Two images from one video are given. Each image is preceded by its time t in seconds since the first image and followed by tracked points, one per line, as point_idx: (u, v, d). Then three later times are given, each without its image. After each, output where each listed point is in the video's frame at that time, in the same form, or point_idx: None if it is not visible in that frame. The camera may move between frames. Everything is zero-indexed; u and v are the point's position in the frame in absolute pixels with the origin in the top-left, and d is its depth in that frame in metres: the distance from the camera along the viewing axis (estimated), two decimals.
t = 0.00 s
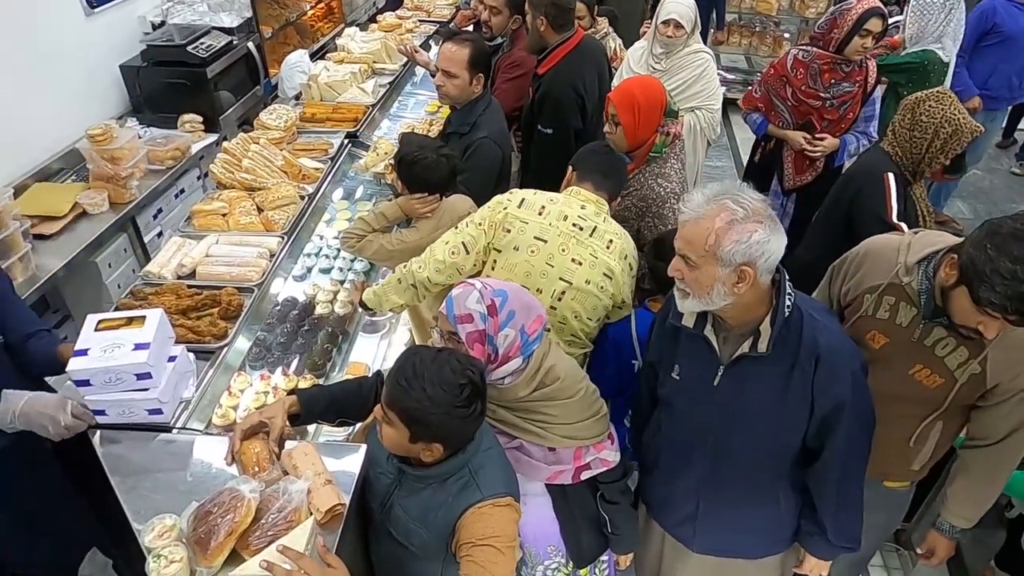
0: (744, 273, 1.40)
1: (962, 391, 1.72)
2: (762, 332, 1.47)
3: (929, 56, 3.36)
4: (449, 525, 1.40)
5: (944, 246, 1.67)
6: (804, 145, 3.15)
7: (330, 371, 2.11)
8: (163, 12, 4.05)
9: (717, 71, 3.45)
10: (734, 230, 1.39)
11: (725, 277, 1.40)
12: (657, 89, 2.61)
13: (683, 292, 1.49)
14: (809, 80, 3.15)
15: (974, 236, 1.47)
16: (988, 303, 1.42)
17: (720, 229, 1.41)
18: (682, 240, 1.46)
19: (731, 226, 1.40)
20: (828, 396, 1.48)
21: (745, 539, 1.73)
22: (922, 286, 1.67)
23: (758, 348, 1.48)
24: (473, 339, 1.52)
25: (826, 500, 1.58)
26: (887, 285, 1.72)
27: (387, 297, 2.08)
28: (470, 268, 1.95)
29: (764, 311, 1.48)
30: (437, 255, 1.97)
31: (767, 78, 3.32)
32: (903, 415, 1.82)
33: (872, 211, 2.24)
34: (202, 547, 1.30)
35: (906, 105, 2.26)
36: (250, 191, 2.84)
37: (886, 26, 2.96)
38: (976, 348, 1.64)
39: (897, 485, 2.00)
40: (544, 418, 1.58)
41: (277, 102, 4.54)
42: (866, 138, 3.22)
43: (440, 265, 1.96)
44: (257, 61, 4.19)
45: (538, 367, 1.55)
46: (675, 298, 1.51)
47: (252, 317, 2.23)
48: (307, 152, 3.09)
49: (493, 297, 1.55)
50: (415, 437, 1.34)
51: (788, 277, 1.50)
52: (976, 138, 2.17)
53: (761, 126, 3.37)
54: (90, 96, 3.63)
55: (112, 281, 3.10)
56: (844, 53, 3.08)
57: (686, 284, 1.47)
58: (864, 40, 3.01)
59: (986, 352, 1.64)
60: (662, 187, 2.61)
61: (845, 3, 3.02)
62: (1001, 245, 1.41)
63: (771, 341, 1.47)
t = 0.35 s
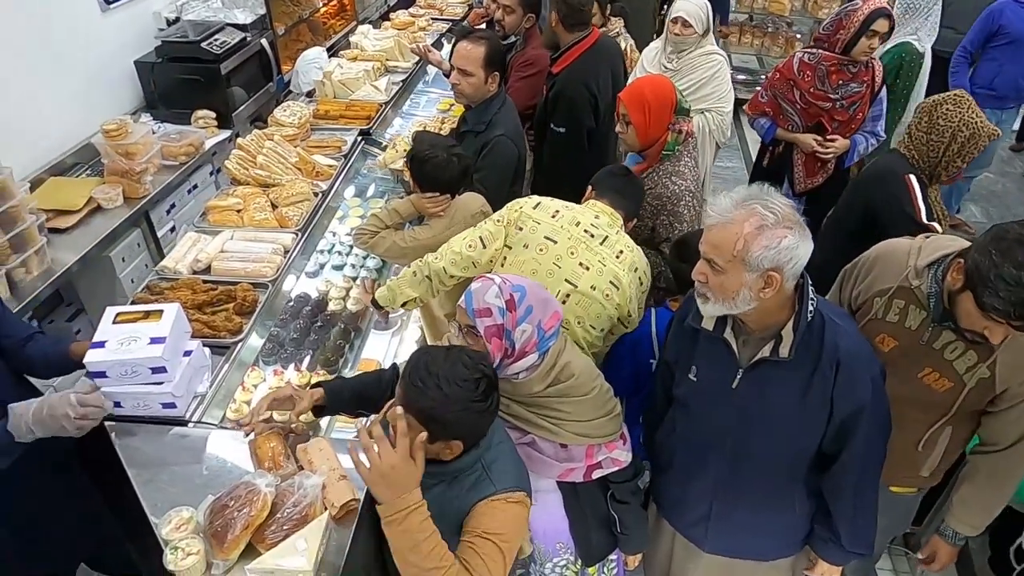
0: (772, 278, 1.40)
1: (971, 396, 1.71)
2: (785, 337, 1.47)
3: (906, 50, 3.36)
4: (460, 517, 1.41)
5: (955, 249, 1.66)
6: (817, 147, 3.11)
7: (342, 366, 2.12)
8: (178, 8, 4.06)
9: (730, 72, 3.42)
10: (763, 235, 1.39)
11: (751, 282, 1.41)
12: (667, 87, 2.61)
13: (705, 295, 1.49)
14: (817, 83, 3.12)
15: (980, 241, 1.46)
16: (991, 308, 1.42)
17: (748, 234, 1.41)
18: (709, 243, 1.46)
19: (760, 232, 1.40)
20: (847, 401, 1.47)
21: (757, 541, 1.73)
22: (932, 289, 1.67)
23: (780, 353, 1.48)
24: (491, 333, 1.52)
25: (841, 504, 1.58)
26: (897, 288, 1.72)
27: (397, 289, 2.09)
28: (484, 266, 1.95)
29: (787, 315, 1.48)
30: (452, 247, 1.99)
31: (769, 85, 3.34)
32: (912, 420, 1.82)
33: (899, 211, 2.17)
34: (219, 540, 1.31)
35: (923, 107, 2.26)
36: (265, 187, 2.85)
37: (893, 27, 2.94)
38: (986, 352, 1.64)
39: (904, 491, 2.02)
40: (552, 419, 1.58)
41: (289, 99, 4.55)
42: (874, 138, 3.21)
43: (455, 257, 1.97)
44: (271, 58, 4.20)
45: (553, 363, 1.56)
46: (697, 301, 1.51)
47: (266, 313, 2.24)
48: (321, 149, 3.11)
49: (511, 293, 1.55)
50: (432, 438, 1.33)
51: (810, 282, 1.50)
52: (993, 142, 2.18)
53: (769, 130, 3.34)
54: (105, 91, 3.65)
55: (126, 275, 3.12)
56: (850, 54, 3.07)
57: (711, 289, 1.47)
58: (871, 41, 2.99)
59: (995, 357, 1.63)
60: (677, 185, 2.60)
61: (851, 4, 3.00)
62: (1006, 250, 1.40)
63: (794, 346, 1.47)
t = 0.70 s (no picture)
0: (793, 287, 1.40)
1: (978, 399, 1.72)
2: (804, 344, 1.47)
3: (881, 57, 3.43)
4: (461, 516, 1.42)
5: (963, 253, 1.66)
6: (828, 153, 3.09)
7: (352, 366, 2.14)
8: (191, 10, 4.09)
9: (739, 81, 3.40)
10: (785, 245, 1.39)
11: (773, 291, 1.41)
12: (681, 92, 2.62)
13: (725, 305, 1.48)
14: (824, 88, 3.10)
15: (984, 243, 1.46)
16: (995, 309, 1.43)
17: (770, 244, 1.40)
18: (729, 252, 1.45)
19: (782, 241, 1.40)
20: (865, 406, 1.48)
21: (768, 545, 1.74)
22: (938, 293, 1.67)
23: (798, 360, 1.48)
24: (501, 330, 1.53)
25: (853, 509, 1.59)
26: (904, 292, 1.73)
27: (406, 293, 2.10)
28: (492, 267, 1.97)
29: (804, 324, 1.49)
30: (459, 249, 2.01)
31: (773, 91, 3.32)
32: (921, 424, 1.83)
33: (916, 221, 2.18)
34: (231, 536, 1.33)
35: (935, 114, 2.26)
36: (277, 188, 2.88)
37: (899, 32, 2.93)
38: (993, 355, 1.64)
39: (912, 499, 2.05)
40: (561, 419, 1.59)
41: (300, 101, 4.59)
42: (879, 141, 3.26)
43: (463, 260, 1.98)
44: (282, 60, 4.24)
45: (565, 363, 1.57)
46: (716, 311, 1.51)
47: (278, 313, 2.26)
48: (333, 151, 3.13)
49: (528, 293, 1.56)
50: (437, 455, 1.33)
51: (827, 289, 1.50)
52: (1005, 151, 2.15)
53: (776, 138, 3.31)
54: (119, 92, 3.69)
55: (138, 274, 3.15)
56: (856, 59, 3.05)
57: (731, 299, 1.46)
58: (877, 45, 2.97)
59: (1002, 360, 1.63)
60: (694, 190, 2.55)
61: (856, 10, 2.98)
62: (1011, 253, 1.41)
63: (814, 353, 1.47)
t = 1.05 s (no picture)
0: (823, 298, 1.39)
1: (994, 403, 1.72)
2: (827, 352, 1.47)
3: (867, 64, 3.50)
4: (473, 519, 1.43)
5: (976, 259, 1.66)
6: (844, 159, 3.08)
7: (365, 367, 2.16)
8: (207, 10, 4.12)
9: (751, 91, 3.39)
10: (816, 256, 1.38)
11: (803, 302, 1.40)
12: (709, 102, 2.63)
13: (753, 316, 1.47)
14: (837, 93, 3.09)
15: (998, 248, 1.47)
16: (1010, 314, 1.43)
17: (801, 255, 1.39)
18: (758, 262, 1.44)
19: (813, 252, 1.39)
20: (886, 413, 1.48)
21: (782, 550, 1.75)
22: (953, 298, 1.66)
23: (822, 367, 1.48)
24: (522, 332, 1.52)
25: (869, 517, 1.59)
26: (918, 300, 1.72)
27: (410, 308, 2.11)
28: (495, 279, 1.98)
29: (827, 332, 1.47)
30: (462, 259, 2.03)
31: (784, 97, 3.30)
32: (937, 430, 1.84)
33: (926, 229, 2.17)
34: (250, 533, 1.34)
35: (949, 121, 2.26)
36: (293, 188, 2.90)
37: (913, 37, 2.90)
38: (1010, 359, 1.64)
39: (924, 505, 2.08)
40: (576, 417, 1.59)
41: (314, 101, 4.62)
42: (891, 146, 3.26)
43: (463, 274, 2.00)
44: (297, 61, 4.26)
45: (586, 370, 1.59)
46: (743, 321, 1.50)
47: (293, 312, 2.28)
48: (348, 152, 3.15)
49: (556, 301, 1.53)
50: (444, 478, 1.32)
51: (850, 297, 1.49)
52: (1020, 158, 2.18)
53: (788, 144, 3.29)
54: (135, 91, 3.72)
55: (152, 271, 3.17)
56: (869, 65, 3.01)
57: (760, 309, 1.45)
58: (892, 51, 2.93)
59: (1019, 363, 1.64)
60: (713, 200, 2.54)
61: (869, 15, 2.95)
62: None
63: (838, 361, 1.47)
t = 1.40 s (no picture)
0: (846, 302, 1.39)
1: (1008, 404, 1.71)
2: (846, 357, 1.46)
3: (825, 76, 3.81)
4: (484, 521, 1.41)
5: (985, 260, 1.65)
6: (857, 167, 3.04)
7: (375, 366, 2.17)
8: (219, 9, 4.13)
9: (764, 94, 3.36)
10: (841, 261, 1.37)
11: (825, 306, 1.39)
12: (733, 105, 2.60)
13: (774, 318, 1.47)
14: (851, 101, 3.07)
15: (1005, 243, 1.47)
16: (1018, 302, 1.43)
17: (826, 259, 1.38)
18: (781, 265, 1.43)
19: (838, 257, 1.38)
20: (903, 420, 1.48)
21: (792, 555, 1.74)
22: (963, 299, 1.66)
23: (840, 372, 1.47)
24: (534, 341, 1.52)
25: (880, 522, 1.58)
26: (927, 301, 1.71)
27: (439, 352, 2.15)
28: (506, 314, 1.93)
29: (847, 337, 1.46)
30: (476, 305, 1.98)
31: (796, 105, 3.28)
32: (950, 434, 1.84)
33: (936, 231, 2.16)
34: (262, 530, 1.35)
35: (961, 126, 2.24)
36: (304, 187, 2.90)
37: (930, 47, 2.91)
38: None
39: (934, 511, 2.07)
40: (572, 440, 1.58)
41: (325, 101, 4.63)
42: (903, 154, 3.25)
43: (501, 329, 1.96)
44: (308, 60, 4.28)
45: (604, 380, 1.58)
46: (763, 323, 1.49)
47: (304, 311, 2.28)
48: (359, 151, 3.16)
49: (568, 311, 1.50)
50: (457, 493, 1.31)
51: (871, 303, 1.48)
52: None
53: (800, 151, 3.26)
54: (147, 89, 3.73)
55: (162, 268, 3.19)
56: (885, 73, 3.01)
57: (781, 312, 1.44)
58: (908, 60, 2.94)
59: None
60: (735, 202, 2.55)
61: (887, 23, 2.95)
62: None
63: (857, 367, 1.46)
